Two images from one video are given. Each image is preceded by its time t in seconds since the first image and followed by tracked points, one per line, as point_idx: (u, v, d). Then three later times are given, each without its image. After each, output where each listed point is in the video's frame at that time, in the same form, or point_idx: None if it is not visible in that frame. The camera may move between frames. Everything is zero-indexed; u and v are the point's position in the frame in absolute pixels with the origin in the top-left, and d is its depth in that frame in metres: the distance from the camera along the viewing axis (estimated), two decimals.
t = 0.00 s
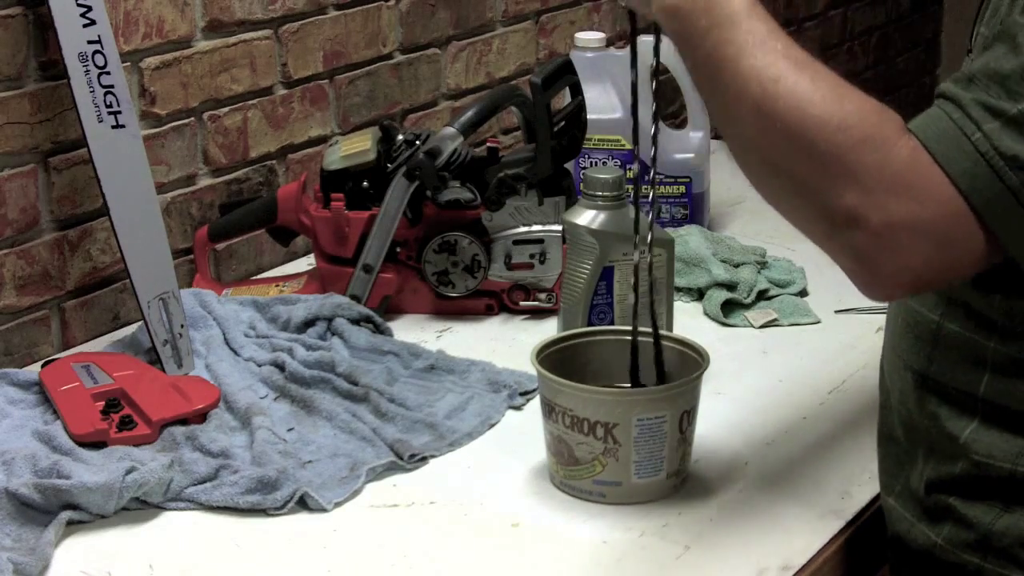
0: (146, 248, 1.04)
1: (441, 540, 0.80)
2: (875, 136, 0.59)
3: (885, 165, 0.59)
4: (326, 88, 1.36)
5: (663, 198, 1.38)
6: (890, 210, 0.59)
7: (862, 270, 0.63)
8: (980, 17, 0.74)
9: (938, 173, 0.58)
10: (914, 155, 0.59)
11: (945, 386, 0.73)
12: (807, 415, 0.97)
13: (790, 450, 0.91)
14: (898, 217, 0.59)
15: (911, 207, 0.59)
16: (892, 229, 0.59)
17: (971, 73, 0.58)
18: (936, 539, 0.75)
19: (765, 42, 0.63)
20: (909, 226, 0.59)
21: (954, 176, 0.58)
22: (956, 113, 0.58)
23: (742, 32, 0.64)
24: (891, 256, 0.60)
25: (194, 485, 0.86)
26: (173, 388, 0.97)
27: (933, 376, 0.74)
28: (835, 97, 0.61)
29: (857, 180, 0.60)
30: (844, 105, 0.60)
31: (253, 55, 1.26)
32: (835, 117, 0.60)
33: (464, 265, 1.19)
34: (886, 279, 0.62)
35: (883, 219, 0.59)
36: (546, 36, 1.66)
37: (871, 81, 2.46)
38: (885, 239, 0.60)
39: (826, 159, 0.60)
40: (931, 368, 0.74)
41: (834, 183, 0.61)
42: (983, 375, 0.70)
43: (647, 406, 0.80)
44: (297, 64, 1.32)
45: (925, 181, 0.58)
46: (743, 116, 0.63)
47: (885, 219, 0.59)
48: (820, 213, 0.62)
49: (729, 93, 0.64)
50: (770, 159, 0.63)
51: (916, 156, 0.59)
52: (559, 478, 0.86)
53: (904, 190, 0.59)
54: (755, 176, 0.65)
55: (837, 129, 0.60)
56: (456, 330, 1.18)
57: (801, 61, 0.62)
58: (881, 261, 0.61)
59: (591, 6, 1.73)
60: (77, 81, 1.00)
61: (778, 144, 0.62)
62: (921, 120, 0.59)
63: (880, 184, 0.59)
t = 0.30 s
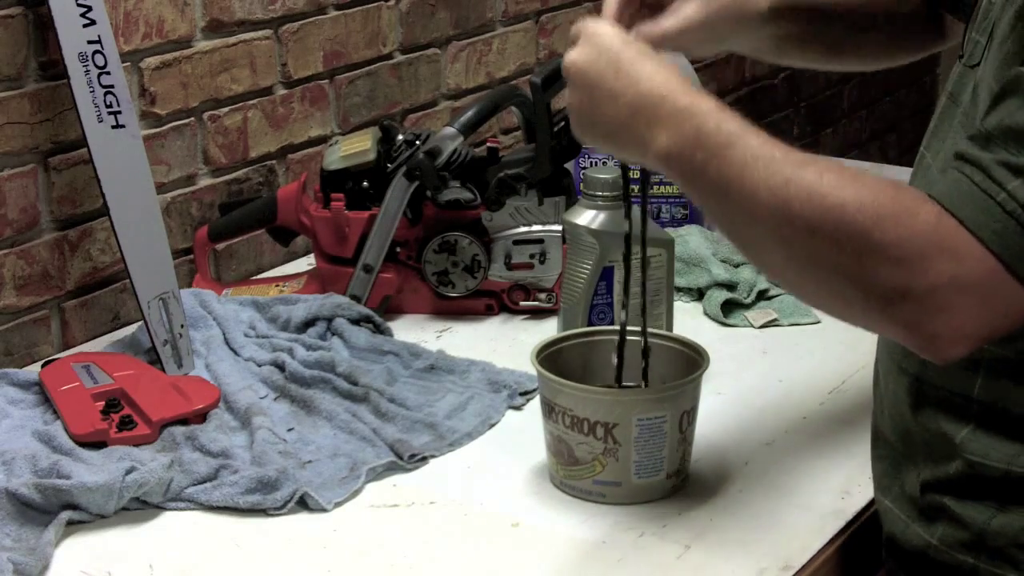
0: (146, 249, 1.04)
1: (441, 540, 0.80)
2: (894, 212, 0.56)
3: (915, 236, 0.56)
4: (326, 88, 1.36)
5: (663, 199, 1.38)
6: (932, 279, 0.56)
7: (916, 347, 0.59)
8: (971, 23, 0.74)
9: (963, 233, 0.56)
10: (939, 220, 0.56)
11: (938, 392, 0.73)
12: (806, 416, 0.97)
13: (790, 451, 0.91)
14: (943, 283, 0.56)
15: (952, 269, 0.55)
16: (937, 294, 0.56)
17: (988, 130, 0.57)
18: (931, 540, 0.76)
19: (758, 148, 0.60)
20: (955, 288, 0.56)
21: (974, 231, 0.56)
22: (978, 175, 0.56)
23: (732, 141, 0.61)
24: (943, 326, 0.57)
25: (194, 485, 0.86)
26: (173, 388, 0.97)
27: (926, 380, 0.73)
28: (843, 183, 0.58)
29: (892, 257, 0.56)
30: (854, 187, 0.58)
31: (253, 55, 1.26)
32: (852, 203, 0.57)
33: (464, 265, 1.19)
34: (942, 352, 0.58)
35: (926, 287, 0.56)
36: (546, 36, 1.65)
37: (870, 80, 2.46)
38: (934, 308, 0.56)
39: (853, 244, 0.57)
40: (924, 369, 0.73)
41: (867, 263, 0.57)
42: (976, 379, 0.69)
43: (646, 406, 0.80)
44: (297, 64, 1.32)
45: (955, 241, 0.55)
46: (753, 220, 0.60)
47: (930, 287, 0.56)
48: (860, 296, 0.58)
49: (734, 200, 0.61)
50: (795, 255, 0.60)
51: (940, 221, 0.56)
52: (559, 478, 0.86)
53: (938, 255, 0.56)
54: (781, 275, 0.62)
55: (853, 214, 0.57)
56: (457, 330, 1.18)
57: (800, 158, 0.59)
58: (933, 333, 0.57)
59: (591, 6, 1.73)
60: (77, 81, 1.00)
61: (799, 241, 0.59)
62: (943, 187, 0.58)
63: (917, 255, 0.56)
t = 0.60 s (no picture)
0: (146, 248, 1.04)
1: (441, 540, 0.80)
2: (899, 234, 0.59)
3: (917, 254, 0.58)
4: (326, 88, 1.36)
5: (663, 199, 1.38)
6: (940, 296, 0.58)
7: (932, 364, 0.61)
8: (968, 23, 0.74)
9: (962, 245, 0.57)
10: (941, 238, 0.58)
11: (934, 391, 0.73)
12: (806, 415, 0.97)
13: (790, 450, 0.91)
14: (951, 298, 0.58)
15: (959, 285, 0.57)
16: (946, 311, 0.58)
17: (991, 148, 0.57)
18: (921, 536, 0.76)
19: (757, 191, 0.64)
20: (963, 303, 0.57)
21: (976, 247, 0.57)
22: (981, 195, 0.57)
23: (731, 186, 0.65)
24: (957, 342, 0.58)
25: (194, 485, 0.86)
26: (173, 388, 0.97)
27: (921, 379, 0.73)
28: (846, 213, 0.61)
29: (899, 278, 0.59)
30: (857, 217, 0.61)
31: (253, 55, 1.26)
32: (851, 231, 0.60)
33: (464, 266, 1.19)
34: (960, 368, 0.60)
35: (936, 303, 0.58)
36: (546, 36, 1.66)
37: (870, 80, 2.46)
38: (946, 324, 0.58)
39: (858, 270, 0.60)
40: (919, 367, 0.73)
41: (878, 285, 0.59)
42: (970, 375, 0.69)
43: (646, 406, 0.80)
44: (297, 64, 1.32)
45: (960, 259, 0.57)
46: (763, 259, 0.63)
47: (938, 303, 0.58)
48: (872, 319, 0.61)
49: (740, 241, 0.64)
50: (806, 286, 0.62)
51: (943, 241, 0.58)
52: (559, 478, 0.86)
53: (946, 275, 0.57)
54: (795, 310, 0.65)
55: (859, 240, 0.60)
56: (456, 330, 1.18)
57: (797, 196, 0.63)
58: (948, 349, 0.59)
59: (591, 6, 1.73)
60: (77, 81, 1.00)
61: (808, 274, 0.62)
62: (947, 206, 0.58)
63: (921, 272, 0.58)
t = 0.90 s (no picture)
0: (146, 248, 1.04)
1: (441, 540, 0.80)
2: (871, 159, 0.59)
3: (883, 191, 0.59)
4: (326, 88, 1.36)
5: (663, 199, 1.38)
6: (887, 232, 0.59)
7: (857, 288, 0.63)
8: (965, 25, 0.74)
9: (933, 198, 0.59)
10: (909, 178, 0.59)
11: (934, 391, 0.73)
12: (807, 416, 0.97)
13: (790, 450, 0.91)
14: (897, 240, 0.59)
15: (908, 228, 0.59)
16: (889, 249, 0.60)
17: (964, 98, 0.59)
18: (921, 535, 0.75)
19: (758, 56, 0.63)
20: (907, 247, 0.59)
21: (937, 189, 0.58)
22: (953, 139, 0.58)
23: (736, 44, 0.64)
24: (888, 278, 0.61)
25: (194, 485, 0.86)
26: (173, 388, 0.97)
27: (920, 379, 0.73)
28: (830, 117, 0.61)
29: (854, 203, 0.60)
30: (838, 123, 0.60)
31: (253, 55, 1.26)
32: (831, 138, 0.60)
33: (464, 265, 1.19)
34: (878, 299, 0.62)
35: (880, 240, 0.60)
36: (546, 36, 1.65)
37: (870, 80, 2.46)
38: (882, 260, 0.60)
39: (823, 181, 0.60)
40: (919, 367, 0.73)
41: (832, 202, 0.61)
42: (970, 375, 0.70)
43: (646, 406, 0.80)
44: (297, 64, 1.32)
45: (919, 203, 0.59)
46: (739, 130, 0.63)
47: (882, 242, 0.60)
48: (815, 231, 0.62)
49: (723, 102, 0.64)
50: (767, 174, 0.63)
51: (910, 181, 0.59)
52: (559, 478, 0.86)
53: (900, 214, 0.59)
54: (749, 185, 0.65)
55: (833, 149, 0.60)
56: (456, 330, 1.18)
57: (794, 79, 0.62)
58: (876, 280, 0.62)
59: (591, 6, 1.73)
60: (77, 81, 1.00)
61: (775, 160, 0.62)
62: (916, 140, 0.60)
63: (878, 209, 0.59)
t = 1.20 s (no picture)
0: (146, 248, 1.04)
1: (442, 540, 0.80)
2: (862, 137, 0.61)
3: (868, 166, 0.61)
4: (326, 88, 1.36)
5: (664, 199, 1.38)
6: (869, 211, 0.62)
7: (841, 264, 0.66)
8: (965, 24, 0.74)
9: (920, 176, 0.60)
10: (897, 155, 0.60)
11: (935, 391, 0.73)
12: (807, 416, 0.97)
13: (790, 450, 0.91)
14: (876, 218, 0.62)
15: (890, 208, 0.61)
16: (871, 227, 0.62)
17: (953, 81, 0.59)
18: (924, 536, 0.75)
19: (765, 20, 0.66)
20: (890, 228, 0.61)
21: (925, 169, 0.60)
22: (942, 120, 0.59)
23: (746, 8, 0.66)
24: (865, 255, 0.63)
25: (194, 485, 0.86)
26: (174, 388, 0.97)
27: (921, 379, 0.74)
28: (828, 93, 0.63)
29: (842, 180, 0.62)
30: (836, 100, 0.63)
31: (253, 55, 1.26)
32: (828, 113, 0.62)
33: (464, 265, 1.19)
34: (860, 276, 0.65)
35: (863, 220, 0.62)
36: (546, 36, 1.65)
37: (870, 81, 2.46)
38: (864, 237, 0.63)
39: (814, 156, 0.63)
40: (920, 368, 0.73)
41: (820, 179, 0.63)
42: (971, 377, 0.70)
43: (646, 406, 0.80)
44: (297, 64, 1.32)
45: (904, 183, 0.60)
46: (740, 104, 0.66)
47: (865, 220, 0.62)
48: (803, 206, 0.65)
49: (725, 59, 0.67)
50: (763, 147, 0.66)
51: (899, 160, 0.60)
52: (559, 478, 0.86)
53: (885, 194, 0.61)
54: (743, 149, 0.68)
55: (827, 126, 0.62)
56: (456, 330, 1.18)
57: (799, 46, 0.65)
58: (858, 256, 0.64)
59: (591, 6, 1.73)
60: (77, 81, 1.00)
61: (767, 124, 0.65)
62: (906, 120, 0.61)
63: (863, 187, 0.61)
